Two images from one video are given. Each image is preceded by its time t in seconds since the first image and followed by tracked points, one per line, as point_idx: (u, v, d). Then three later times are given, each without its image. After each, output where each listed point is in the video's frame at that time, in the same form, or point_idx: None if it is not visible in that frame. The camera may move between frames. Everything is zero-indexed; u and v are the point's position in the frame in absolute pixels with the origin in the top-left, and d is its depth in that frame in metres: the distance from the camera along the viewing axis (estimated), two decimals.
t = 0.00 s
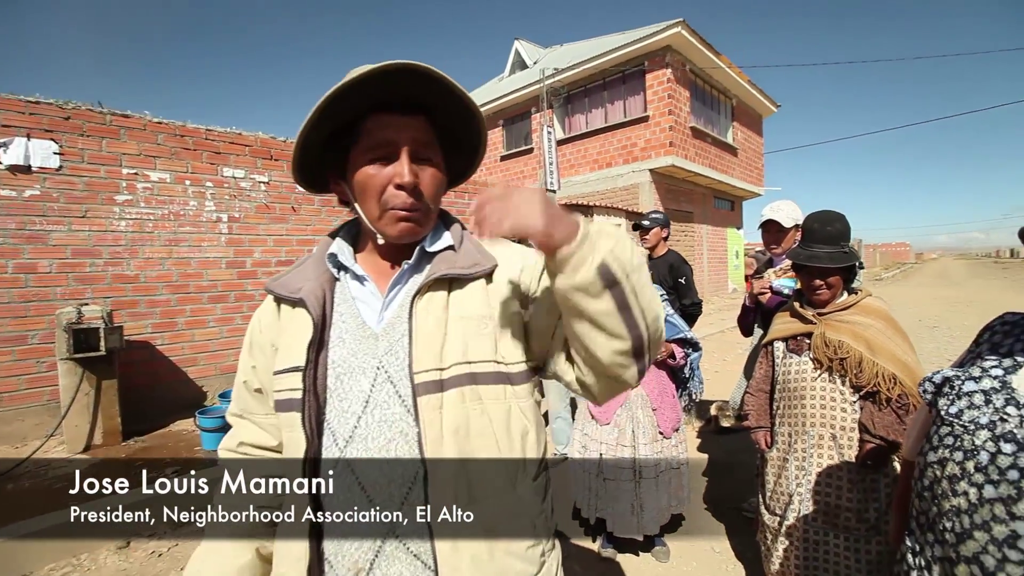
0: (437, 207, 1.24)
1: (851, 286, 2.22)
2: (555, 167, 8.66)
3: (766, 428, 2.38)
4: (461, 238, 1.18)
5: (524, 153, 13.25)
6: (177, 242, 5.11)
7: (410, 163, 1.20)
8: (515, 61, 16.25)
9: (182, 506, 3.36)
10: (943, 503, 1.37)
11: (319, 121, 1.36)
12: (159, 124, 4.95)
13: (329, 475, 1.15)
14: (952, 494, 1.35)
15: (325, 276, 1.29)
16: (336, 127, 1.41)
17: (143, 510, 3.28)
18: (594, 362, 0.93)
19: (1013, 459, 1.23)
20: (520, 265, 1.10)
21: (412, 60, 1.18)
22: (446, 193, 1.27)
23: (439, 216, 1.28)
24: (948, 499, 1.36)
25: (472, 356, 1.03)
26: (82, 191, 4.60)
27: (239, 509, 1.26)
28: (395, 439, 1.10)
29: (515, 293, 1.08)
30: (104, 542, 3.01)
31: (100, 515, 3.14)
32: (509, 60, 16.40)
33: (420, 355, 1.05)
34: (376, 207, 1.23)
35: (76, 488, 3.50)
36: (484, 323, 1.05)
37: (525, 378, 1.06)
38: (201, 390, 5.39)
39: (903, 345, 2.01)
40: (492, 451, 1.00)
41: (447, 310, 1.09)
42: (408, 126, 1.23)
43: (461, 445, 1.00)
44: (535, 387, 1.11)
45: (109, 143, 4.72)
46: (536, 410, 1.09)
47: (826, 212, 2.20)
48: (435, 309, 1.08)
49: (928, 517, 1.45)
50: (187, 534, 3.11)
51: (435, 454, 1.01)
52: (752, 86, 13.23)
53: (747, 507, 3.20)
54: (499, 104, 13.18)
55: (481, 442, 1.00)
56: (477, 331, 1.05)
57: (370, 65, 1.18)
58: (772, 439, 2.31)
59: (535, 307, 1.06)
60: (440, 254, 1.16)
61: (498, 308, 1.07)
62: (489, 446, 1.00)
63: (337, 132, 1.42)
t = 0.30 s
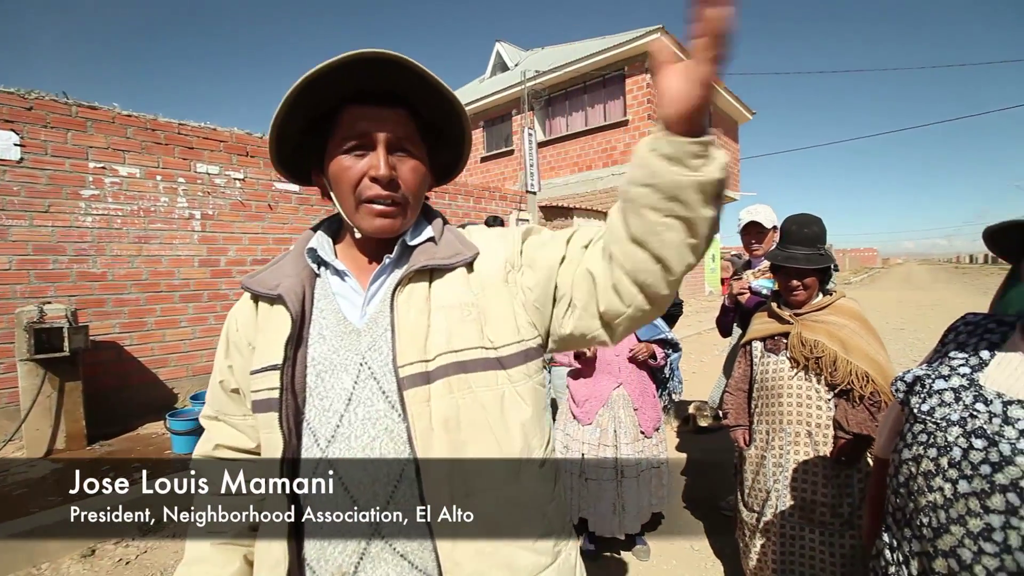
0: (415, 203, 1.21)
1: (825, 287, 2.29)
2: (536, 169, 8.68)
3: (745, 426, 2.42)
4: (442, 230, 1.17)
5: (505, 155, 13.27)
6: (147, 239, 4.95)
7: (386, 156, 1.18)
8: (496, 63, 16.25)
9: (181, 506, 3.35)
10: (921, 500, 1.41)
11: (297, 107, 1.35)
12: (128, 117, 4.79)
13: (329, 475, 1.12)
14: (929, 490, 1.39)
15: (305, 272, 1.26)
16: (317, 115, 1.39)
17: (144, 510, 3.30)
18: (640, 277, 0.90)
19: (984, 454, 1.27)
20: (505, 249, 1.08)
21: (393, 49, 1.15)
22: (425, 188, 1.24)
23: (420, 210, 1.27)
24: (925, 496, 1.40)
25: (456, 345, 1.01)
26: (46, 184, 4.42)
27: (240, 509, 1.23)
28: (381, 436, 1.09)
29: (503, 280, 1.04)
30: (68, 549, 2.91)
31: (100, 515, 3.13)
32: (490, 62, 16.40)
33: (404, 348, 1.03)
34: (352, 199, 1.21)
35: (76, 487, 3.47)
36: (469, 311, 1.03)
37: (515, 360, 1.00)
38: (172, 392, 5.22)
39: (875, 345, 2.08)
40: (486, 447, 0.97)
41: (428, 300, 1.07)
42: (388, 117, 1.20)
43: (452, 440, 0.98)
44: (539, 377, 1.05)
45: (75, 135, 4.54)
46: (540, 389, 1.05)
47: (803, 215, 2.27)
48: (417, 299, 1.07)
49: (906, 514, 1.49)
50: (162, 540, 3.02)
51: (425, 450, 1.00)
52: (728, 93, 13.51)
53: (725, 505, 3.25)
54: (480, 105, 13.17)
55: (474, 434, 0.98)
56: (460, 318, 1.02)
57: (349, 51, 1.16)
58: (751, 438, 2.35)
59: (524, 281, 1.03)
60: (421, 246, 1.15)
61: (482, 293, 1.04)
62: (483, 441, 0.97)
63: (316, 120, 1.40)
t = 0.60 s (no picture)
0: (412, 197, 1.20)
1: (805, 291, 2.36)
2: (520, 171, 8.69)
3: (728, 427, 2.46)
4: (441, 232, 1.16)
5: (489, 157, 13.26)
6: (121, 237, 4.81)
7: (385, 148, 1.18)
8: (480, 64, 16.25)
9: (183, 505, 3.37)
10: (892, 492, 1.45)
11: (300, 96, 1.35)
12: (103, 111, 4.65)
13: (328, 475, 1.11)
14: (900, 482, 1.43)
15: (299, 272, 1.24)
16: (319, 106, 1.39)
17: (144, 510, 3.31)
18: (682, 297, 0.90)
19: (951, 447, 1.33)
20: (502, 254, 1.09)
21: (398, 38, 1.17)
22: (423, 183, 1.24)
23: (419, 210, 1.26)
24: (896, 488, 1.44)
25: (455, 352, 1.01)
26: (13, 179, 4.26)
27: (239, 509, 1.21)
28: (376, 444, 1.08)
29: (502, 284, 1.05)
30: (56, 550, 2.91)
31: (100, 515, 3.12)
32: (475, 63, 16.39)
33: (401, 354, 1.03)
34: (348, 191, 1.20)
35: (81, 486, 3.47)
36: (467, 317, 1.04)
37: (515, 368, 1.01)
38: (147, 395, 5.07)
39: (853, 347, 2.14)
40: (482, 450, 0.97)
41: (426, 305, 1.07)
42: (389, 108, 1.21)
43: (451, 450, 0.98)
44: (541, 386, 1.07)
45: (45, 129, 4.39)
46: (538, 397, 1.05)
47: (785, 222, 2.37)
48: (416, 304, 1.07)
49: (878, 507, 1.53)
50: (131, 548, 2.93)
51: (423, 453, 1.00)
52: (709, 99, 13.75)
53: (708, 506, 3.30)
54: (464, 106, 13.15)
55: (475, 440, 0.98)
56: (459, 324, 1.03)
57: (352, 37, 1.17)
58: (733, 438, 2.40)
59: (522, 288, 1.04)
60: (419, 249, 1.14)
61: (482, 299, 1.05)
62: (483, 446, 0.97)
63: (318, 111, 1.41)
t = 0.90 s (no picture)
0: (431, 206, 1.24)
1: (800, 294, 2.40)
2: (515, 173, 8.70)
3: (724, 430, 2.48)
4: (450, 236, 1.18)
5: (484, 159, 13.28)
6: (114, 237, 4.76)
7: (411, 158, 1.22)
8: (475, 66, 16.26)
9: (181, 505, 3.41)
10: (882, 488, 1.47)
11: (325, 96, 1.36)
12: (95, 111, 4.61)
13: (329, 475, 1.11)
14: (889, 479, 1.45)
15: (306, 275, 1.24)
16: (340, 107, 1.40)
17: (144, 510, 3.32)
18: (689, 296, 0.92)
19: (936, 443, 1.35)
20: (508, 256, 1.10)
21: (436, 52, 1.22)
22: (441, 193, 1.28)
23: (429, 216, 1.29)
24: (886, 484, 1.46)
25: (470, 356, 1.02)
26: (4, 179, 4.22)
27: (240, 509, 1.22)
28: (394, 450, 1.09)
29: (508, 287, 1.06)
30: (57, 549, 2.90)
31: (100, 515, 3.10)
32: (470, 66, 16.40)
33: (416, 359, 1.04)
34: (368, 195, 1.23)
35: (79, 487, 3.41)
36: (478, 322, 1.05)
37: (525, 370, 1.03)
38: (139, 397, 5.02)
39: (848, 350, 2.17)
40: (499, 452, 0.99)
41: (437, 309, 1.08)
42: (418, 117, 1.25)
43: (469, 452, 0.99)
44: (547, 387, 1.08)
45: (36, 129, 4.35)
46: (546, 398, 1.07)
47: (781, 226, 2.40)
48: (427, 308, 1.08)
49: (869, 503, 1.55)
50: (124, 553, 2.90)
51: (440, 456, 1.00)
52: (703, 104, 13.86)
53: (704, 507, 3.32)
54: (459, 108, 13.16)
55: (490, 444, 0.99)
56: (472, 328, 1.04)
57: (391, 47, 1.21)
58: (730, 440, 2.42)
59: (529, 290, 1.06)
60: (429, 253, 1.16)
61: (491, 301, 1.06)
62: (498, 449, 0.99)
63: (338, 112, 1.41)
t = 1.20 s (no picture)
0: (449, 198, 1.27)
1: (810, 295, 2.40)
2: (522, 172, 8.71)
3: (733, 429, 2.48)
4: (467, 237, 1.19)
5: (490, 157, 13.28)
6: (124, 234, 4.81)
7: (428, 149, 1.25)
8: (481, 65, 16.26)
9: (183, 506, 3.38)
10: (890, 489, 1.47)
11: (340, 98, 1.38)
12: (107, 108, 4.65)
13: (354, 472, 1.14)
14: (898, 479, 1.45)
15: (330, 274, 1.26)
16: (355, 109, 1.43)
17: (144, 510, 3.30)
18: (704, 296, 0.94)
19: (945, 444, 1.35)
20: (533, 256, 1.12)
21: (450, 44, 1.24)
22: (458, 185, 1.30)
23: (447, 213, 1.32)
24: (894, 485, 1.46)
25: (493, 354, 1.04)
26: (17, 175, 4.26)
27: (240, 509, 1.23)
28: (417, 445, 1.12)
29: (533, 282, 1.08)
30: (55, 549, 2.88)
31: (100, 515, 3.09)
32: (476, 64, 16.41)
33: (441, 356, 1.06)
34: (387, 190, 1.25)
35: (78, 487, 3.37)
36: (501, 319, 1.07)
37: (547, 368, 1.05)
38: (149, 392, 5.07)
39: (858, 350, 2.18)
40: (523, 449, 1.01)
41: (460, 306, 1.10)
42: (434, 111, 1.27)
43: (493, 448, 1.01)
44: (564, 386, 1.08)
45: (49, 125, 4.39)
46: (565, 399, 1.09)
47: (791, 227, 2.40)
48: (450, 306, 1.09)
49: (877, 503, 1.55)
50: (137, 545, 2.94)
51: (465, 455, 1.02)
52: (710, 103, 13.80)
53: (711, 507, 3.32)
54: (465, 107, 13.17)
55: (512, 442, 1.01)
56: (495, 327, 1.06)
57: (406, 41, 1.23)
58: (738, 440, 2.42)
59: (553, 291, 1.08)
60: (451, 250, 1.17)
61: (514, 299, 1.08)
62: (519, 447, 1.01)
63: (354, 114, 1.44)
